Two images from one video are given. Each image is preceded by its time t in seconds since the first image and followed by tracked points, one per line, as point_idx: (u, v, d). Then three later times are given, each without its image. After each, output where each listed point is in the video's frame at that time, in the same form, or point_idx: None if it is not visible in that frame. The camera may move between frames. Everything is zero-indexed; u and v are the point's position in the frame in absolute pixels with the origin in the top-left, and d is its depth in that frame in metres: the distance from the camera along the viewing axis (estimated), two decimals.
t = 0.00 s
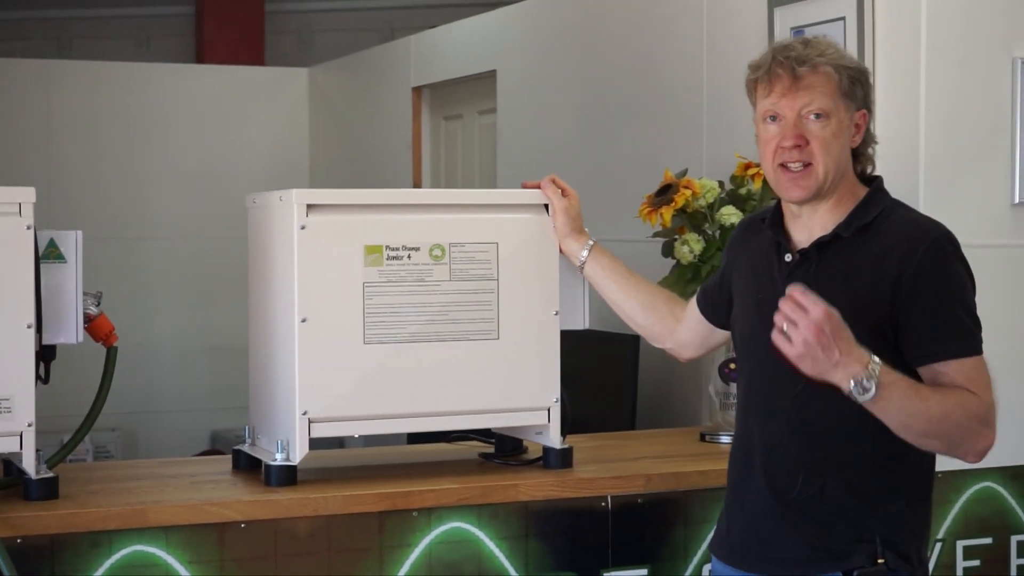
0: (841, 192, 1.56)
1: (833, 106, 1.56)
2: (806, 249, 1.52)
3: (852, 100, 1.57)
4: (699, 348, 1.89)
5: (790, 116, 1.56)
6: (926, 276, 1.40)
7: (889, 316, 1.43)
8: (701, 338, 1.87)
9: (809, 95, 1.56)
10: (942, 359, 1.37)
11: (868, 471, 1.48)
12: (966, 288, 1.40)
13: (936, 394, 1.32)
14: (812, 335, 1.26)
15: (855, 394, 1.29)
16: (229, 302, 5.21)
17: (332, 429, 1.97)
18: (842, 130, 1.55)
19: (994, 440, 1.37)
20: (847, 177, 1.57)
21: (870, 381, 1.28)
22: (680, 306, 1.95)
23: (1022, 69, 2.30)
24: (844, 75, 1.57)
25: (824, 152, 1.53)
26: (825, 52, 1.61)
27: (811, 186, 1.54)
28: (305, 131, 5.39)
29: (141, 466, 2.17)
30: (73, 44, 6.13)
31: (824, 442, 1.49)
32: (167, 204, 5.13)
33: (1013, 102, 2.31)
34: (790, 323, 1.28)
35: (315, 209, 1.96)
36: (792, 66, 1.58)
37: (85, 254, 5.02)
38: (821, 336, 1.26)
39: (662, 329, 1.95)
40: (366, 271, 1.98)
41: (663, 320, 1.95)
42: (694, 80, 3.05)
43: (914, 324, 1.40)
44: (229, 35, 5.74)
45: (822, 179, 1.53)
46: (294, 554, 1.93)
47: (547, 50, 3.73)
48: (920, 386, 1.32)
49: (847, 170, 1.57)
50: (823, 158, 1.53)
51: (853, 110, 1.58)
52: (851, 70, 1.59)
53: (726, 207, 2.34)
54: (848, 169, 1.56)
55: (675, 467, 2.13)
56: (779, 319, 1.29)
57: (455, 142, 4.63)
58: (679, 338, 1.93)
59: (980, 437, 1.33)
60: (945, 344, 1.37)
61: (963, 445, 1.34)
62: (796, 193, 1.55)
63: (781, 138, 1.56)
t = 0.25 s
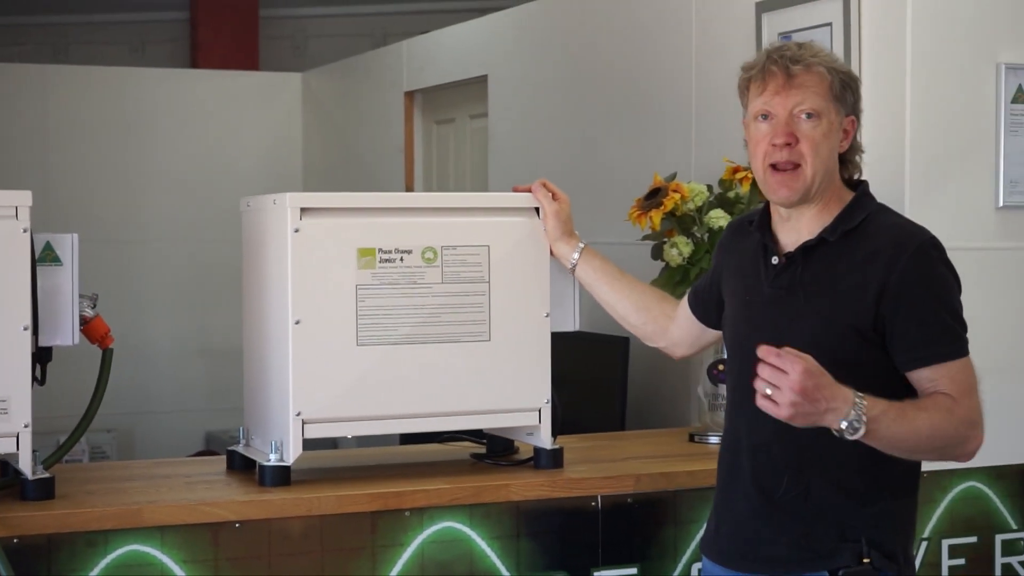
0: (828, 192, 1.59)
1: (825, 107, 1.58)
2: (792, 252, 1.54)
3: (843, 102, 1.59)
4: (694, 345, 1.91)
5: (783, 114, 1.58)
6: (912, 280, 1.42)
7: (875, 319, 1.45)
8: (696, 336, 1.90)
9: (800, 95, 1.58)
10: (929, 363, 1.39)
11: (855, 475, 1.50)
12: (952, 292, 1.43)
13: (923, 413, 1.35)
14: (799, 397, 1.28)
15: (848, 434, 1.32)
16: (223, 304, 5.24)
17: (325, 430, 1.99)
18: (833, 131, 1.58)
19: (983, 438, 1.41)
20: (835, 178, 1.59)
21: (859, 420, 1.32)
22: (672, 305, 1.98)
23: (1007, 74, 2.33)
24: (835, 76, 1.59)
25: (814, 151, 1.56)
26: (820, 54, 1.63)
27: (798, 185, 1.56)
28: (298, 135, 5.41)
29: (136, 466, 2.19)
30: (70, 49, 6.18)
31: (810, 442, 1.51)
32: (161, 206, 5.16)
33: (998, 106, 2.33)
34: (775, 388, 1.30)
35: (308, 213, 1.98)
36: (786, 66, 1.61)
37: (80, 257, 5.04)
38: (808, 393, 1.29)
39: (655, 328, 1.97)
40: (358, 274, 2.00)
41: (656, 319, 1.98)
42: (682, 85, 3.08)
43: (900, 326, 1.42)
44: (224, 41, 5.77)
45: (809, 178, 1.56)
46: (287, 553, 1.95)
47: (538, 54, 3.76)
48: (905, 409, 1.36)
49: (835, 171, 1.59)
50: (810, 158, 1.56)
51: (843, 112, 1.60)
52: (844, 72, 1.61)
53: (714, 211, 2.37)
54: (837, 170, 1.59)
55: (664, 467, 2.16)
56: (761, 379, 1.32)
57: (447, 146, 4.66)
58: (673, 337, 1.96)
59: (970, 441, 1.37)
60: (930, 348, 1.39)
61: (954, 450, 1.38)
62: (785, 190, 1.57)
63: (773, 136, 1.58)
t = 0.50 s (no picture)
0: (818, 195, 1.61)
1: (817, 112, 1.61)
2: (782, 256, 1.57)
3: (834, 108, 1.62)
4: (686, 344, 1.94)
5: (775, 117, 1.61)
6: (900, 286, 1.45)
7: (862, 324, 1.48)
8: (688, 336, 1.93)
9: (792, 99, 1.61)
10: (911, 369, 1.42)
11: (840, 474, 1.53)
12: (938, 300, 1.45)
13: (885, 412, 1.38)
14: (752, 369, 1.35)
15: (799, 417, 1.36)
16: (219, 306, 5.26)
17: (319, 430, 2.02)
18: (823, 136, 1.60)
19: (951, 454, 1.42)
20: (823, 183, 1.61)
21: (813, 406, 1.36)
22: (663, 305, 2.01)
23: (992, 79, 2.36)
24: (828, 82, 1.61)
25: (803, 155, 1.58)
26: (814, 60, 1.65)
27: (788, 187, 1.58)
28: (292, 139, 5.44)
29: (133, 466, 2.22)
30: (67, 54, 6.26)
31: (797, 443, 1.54)
32: (157, 209, 5.18)
33: (983, 111, 2.37)
34: (731, 359, 1.37)
35: (303, 216, 2.01)
36: (779, 70, 1.63)
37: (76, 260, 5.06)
38: (760, 368, 1.35)
39: (648, 328, 2.00)
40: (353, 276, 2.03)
41: (648, 319, 2.00)
42: (672, 91, 3.11)
43: (886, 330, 1.45)
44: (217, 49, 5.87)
45: (799, 181, 1.58)
46: (282, 552, 1.98)
47: (530, 60, 3.79)
48: (867, 405, 1.38)
49: (824, 176, 1.61)
50: (800, 161, 1.58)
51: (835, 118, 1.62)
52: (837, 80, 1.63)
53: (704, 214, 2.41)
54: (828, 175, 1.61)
55: (653, 467, 2.19)
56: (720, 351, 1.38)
57: (440, 151, 4.68)
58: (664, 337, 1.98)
59: (933, 451, 1.38)
60: (914, 354, 1.42)
61: (915, 456, 1.40)
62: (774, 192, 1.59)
63: (765, 138, 1.61)
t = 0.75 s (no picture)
0: (808, 203, 1.63)
1: (809, 122, 1.62)
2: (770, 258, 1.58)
3: (825, 118, 1.63)
4: (676, 348, 1.97)
5: (766, 126, 1.62)
6: (888, 288, 1.46)
7: (848, 325, 1.50)
8: (677, 340, 1.96)
9: (785, 109, 1.62)
10: (900, 369, 1.44)
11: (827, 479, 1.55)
12: (926, 301, 1.47)
13: (872, 419, 1.41)
14: (734, 395, 1.39)
15: (788, 434, 1.41)
16: (215, 308, 5.28)
17: (314, 432, 2.03)
18: (813, 145, 1.61)
19: (947, 449, 1.44)
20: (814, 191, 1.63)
21: (800, 421, 1.40)
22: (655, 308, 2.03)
23: (981, 84, 2.38)
24: (821, 92, 1.62)
25: (794, 164, 1.60)
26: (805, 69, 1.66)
27: (778, 195, 1.60)
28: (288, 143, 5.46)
29: (130, 468, 2.23)
30: (64, 59, 6.29)
31: (785, 444, 1.56)
32: (153, 213, 5.20)
33: (972, 116, 2.39)
34: (714, 386, 1.42)
35: (297, 220, 2.02)
36: (773, 78, 1.64)
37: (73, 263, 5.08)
38: (741, 392, 1.39)
39: (638, 331, 2.03)
40: (347, 279, 2.04)
41: (638, 322, 2.03)
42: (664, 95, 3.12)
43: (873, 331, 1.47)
44: (213, 55, 6.02)
45: (789, 189, 1.60)
46: (276, 553, 1.99)
47: (523, 64, 3.81)
48: (855, 413, 1.42)
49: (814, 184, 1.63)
50: (792, 170, 1.60)
51: (827, 127, 1.63)
52: (829, 89, 1.64)
53: (695, 218, 2.43)
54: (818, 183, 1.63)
55: (645, 468, 2.21)
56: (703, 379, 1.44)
57: (434, 155, 4.70)
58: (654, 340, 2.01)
59: (926, 449, 1.41)
60: (903, 354, 1.44)
61: (911, 457, 1.43)
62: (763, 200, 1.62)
63: (756, 148, 1.62)
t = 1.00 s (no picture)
0: (787, 207, 1.64)
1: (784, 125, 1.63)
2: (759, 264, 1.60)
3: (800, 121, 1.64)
4: (662, 353, 1.97)
5: (737, 130, 1.65)
6: (878, 296, 1.48)
7: (837, 332, 1.51)
8: (664, 345, 1.96)
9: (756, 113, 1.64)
10: (890, 376, 1.46)
11: (813, 484, 1.57)
12: (914, 308, 1.49)
13: (862, 433, 1.44)
14: (720, 428, 1.47)
15: (780, 458, 1.46)
16: (209, 312, 5.29)
17: (307, 434, 2.05)
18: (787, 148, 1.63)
19: (941, 450, 1.48)
20: (793, 194, 1.63)
21: (790, 444, 1.46)
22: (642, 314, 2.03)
23: (966, 91, 2.41)
24: (795, 94, 1.64)
25: (765, 169, 1.62)
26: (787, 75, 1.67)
27: (751, 201, 1.63)
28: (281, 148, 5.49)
29: (125, 470, 2.26)
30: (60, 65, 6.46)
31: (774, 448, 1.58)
32: (149, 217, 5.23)
33: (959, 121, 2.41)
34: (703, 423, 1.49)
35: (291, 224, 2.04)
36: (749, 85, 1.67)
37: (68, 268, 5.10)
38: (728, 425, 1.46)
39: (625, 335, 2.03)
40: (340, 283, 2.06)
41: (626, 327, 2.03)
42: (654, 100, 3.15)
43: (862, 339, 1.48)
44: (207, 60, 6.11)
45: (761, 193, 1.62)
46: (270, 555, 2.01)
47: (514, 71, 3.84)
48: (844, 429, 1.46)
49: (792, 187, 1.63)
50: (764, 174, 1.62)
51: (805, 130, 1.64)
52: (807, 93, 1.64)
53: (685, 222, 2.45)
54: (798, 187, 1.63)
55: (635, 471, 2.23)
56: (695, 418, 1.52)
57: (427, 160, 4.72)
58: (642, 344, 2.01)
59: (918, 456, 1.44)
60: (893, 362, 1.46)
61: (907, 461, 1.46)
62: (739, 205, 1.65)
63: (729, 152, 1.65)
